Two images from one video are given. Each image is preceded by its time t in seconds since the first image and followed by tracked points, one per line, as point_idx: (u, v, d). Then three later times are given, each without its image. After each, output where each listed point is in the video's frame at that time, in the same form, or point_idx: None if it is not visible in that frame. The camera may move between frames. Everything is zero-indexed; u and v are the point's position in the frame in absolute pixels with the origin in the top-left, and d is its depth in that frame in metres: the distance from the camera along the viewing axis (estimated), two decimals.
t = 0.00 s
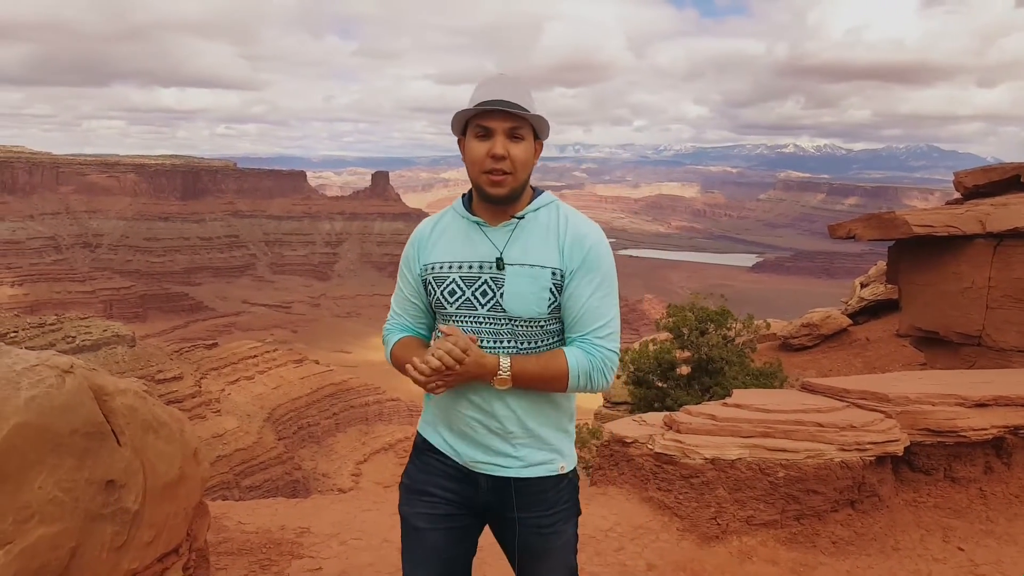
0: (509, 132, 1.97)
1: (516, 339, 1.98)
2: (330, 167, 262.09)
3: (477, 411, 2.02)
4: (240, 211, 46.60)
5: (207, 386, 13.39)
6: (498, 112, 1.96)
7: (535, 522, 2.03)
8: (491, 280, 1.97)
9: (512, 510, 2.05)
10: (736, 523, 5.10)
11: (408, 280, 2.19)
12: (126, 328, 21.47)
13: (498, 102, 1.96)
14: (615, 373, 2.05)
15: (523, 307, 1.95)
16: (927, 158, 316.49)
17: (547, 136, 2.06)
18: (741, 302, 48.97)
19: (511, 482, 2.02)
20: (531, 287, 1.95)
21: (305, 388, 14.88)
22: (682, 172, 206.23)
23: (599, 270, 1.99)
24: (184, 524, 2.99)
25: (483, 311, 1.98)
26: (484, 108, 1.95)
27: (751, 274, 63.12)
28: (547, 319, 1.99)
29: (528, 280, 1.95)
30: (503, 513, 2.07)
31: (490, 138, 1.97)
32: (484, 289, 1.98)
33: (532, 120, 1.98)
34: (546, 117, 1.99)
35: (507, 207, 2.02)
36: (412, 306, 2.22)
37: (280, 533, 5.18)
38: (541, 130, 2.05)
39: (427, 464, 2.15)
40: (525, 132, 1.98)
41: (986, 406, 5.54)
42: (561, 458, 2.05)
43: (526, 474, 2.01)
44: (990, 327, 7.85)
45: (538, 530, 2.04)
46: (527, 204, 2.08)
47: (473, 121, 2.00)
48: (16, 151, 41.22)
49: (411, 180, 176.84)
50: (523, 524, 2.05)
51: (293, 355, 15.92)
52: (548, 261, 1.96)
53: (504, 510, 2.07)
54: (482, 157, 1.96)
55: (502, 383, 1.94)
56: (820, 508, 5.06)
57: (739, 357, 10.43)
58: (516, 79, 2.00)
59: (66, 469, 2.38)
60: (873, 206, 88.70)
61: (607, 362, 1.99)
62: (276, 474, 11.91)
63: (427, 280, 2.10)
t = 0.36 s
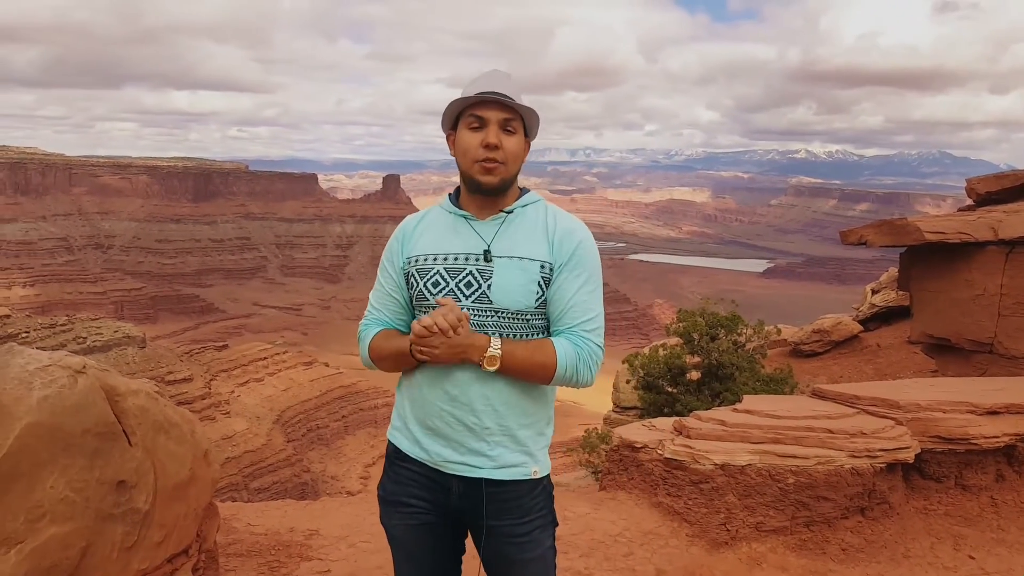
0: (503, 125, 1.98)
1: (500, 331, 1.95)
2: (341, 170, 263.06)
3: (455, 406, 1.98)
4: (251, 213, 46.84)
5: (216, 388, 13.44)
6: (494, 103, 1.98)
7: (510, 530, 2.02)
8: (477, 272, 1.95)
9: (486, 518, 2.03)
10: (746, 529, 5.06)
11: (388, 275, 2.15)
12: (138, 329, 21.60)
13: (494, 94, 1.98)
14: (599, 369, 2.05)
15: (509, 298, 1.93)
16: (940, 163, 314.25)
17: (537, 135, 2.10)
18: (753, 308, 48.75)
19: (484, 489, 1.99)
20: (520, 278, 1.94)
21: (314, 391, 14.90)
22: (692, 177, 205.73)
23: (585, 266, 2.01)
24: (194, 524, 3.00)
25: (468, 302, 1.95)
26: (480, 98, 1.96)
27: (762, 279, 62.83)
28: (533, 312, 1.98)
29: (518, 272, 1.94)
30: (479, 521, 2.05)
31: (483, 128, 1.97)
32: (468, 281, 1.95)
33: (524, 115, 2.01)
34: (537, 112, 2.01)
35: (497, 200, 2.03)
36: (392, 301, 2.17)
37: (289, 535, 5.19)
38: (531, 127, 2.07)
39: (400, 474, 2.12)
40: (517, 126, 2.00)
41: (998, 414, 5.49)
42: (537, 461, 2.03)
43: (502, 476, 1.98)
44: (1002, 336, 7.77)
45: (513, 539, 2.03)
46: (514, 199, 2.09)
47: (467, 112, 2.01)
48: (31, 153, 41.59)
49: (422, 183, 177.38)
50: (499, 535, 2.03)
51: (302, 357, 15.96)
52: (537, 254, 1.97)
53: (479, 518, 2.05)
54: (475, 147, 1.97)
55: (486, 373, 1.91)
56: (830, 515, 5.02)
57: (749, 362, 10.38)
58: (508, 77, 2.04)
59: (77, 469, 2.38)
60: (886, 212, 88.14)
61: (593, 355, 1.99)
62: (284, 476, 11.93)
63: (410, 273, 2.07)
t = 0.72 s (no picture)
0: (507, 135, 1.98)
1: (497, 341, 1.95)
2: (350, 176, 264.03)
3: (452, 414, 1.98)
4: (260, 218, 47.09)
5: (224, 392, 13.49)
6: (497, 113, 1.97)
7: (508, 537, 2.02)
8: (476, 281, 1.94)
9: (484, 524, 2.04)
10: (755, 536, 5.03)
11: (388, 279, 2.15)
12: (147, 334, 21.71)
13: (497, 102, 1.97)
14: (597, 380, 2.04)
15: (508, 309, 1.93)
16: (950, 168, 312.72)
17: (539, 145, 2.09)
18: (761, 313, 48.63)
19: (481, 497, 2.00)
20: (518, 289, 1.93)
21: (322, 396, 14.93)
22: (700, 182, 205.54)
23: (582, 276, 1.99)
24: (202, 530, 3.01)
25: (466, 312, 1.95)
26: (484, 107, 1.95)
27: (770, 285, 62.67)
28: (531, 323, 1.98)
29: (515, 283, 1.93)
30: (477, 527, 2.06)
31: (487, 137, 1.97)
32: (467, 289, 1.95)
33: (527, 125, 2.00)
34: (540, 124, 2.01)
35: (498, 209, 2.02)
36: (391, 306, 2.18)
37: (297, 541, 5.19)
38: (534, 137, 2.06)
39: (399, 479, 2.14)
40: (521, 136, 2.00)
41: (1007, 420, 5.43)
42: (535, 468, 2.02)
43: (499, 484, 1.98)
44: (1011, 341, 7.75)
45: (511, 545, 2.03)
46: (515, 207, 2.09)
47: (469, 120, 2.01)
48: (42, 159, 41.98)
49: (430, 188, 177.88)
50: (497, 540, 2.03)
51: (310, 362, 15.99)
52: (536, 264, 1.96)
53: (477, 525, 2.06)
54: (477, 155, 1.96)
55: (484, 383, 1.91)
56: (839, 522, 4.98)
57: (758, 368, 10.33)
58: (513, 85, 2.03)
59: (87, 475, 2.39)
60: (895, 218, 87.80)
61: (590, 368, 1.98)
62: (292, 481, 11.95)
63: (410, 280, 2.07)
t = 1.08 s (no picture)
0: (522, 137, 2.00)
1: (523, 347, 1.95)
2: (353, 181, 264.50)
3: (482, 419, 1.99)
4: (263, 224, 47.23)
5: (228, 398, 13.51)
6: (511, 116, 2.00)
7: (542, 535, 2.02)
8: (500, 287, 1.95)
9: (518, 524, 2.04)
10: (759, 541, 5.01)
11: (411, 288, 2.16)
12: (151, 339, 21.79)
13: (510, 108, 2.00)
14: (625, 381, 2.04)
15: (532, 314, 1.93)
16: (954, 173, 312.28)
17: (555, 146, 2.11)
18: (764, 319, 48.56)
19: (515, 497, 2.01)
20: (542, 294, 1.94)
21: (326, 401, 14.93)
22: (704, 188, 205.66)
23: (605, 279, 1.99)
24: (207, 534, 3.01)
25: (493, 318, 1.95)
26: (499, 111, 1.98)
27: (774, 290, 62.62)
28: (556, 327, 1.97)
29: (539, 288, 1.94)
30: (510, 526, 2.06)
31: (503, 140, 2.00)
32: (492, 297, 1.95)
33: (542, 126, 2.03)
34: (555, 124, 2.03)
35: (517, 212, 2.04)
36: (415, 313, 2.19)
37: (301, 546, 5.19)
38: (549, 138, 2.08)
39: (431, 479, 2.13)
40: (536, 139, 2.02)
41: (1012, 425, 5.41)
42: (566, 468, 2.04)
43: (533, 485, 1.99)
44: (1015, 347, 7.68)
45: (545, 543, 2.03)
46: (534, 212, 2.10)
47: (485, 126, 2.03)
48: (48, 164, 42.20)
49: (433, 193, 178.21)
50: (531, 539, 2.03)
51: (314, 367, 16.01)
52: (559, 268, 1.96)
53: (510, 524, 2.05)
54: (495, 158, 1.99)
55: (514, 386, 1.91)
56: (843, 527, 4.97)
57: (762, 374, 10.30)
58: (526, 89, 2.06)
59: (92, 479, 2.40)
60: (899, 223, 87.74)
61: (618, 370, 1.98)
62: (295, 487, 11.95)
63: (433, 288, 2.08)
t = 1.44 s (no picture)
0: (565, 145, 2.03)
1: (576, 353, 2.01)
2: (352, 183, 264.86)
3: (536, 423, 2.04)
4: (260, 226, 47.17)
5: (225, 401, 13.48)
6: (554, 126, 2.02)
7: (586, 530, 2.09)
8: (550, 295, 2.00)
9: (562, 520, 2.11)
10: (756, 541, 5.00)
11: (453, 297, 2.16)
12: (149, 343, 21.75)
13: (552, 116, 2.02)
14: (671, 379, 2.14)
15: (584, 319, 2.00)
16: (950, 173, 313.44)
17: (592, 150, 2.15)
18: (762, 319, 48.57)
19: (564, 495, 2.07)
20: (592, 299, 2.00)
21: (323, 404, 14.88)
22: (702, 189, 206.01)
23: (652, 281, 2.08)
24: (202, 539, 2.99)
25: (544, 325, 2.00)
26: (541, 121, 2.00)
27: (772, 290, 62.73)
28: (605, 330, 2.04)
29: (590, 293, 2.00)
30: (553, 522, 2.12)
31: (547, 149, 2.02)
32: (542, 304, 2.00)
33: (582, 133, 2.06)
34: (594, 130, 2.08)
35: (560, 219, 2.07)
36: (458, 321, 2.19)
37: (298, 550, 5.16)
38: (587, 142, 2.12)
39: (477, 480, 2.17)
40: (577, 145, 2.05)
41: (1007, 425, 5.41)
42: (610, 466, 2.13)
43: (582, 483, 2.06)
44: (1010, 347, 7.73)
45: (589, 538, 2.10)
46: (576, 218, 2.14)
47: (526, 137, 2.05)
48: (44, 167, 42.11)
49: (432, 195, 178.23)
50: (572, 533, 2.10)
51: (311, 370, 15.96)
52: (607, 274, 2.03)
53: (553, 521, 2.12)
54: (540, 168, 2.01)
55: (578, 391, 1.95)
56: (840, 526, 4.96)
57: (760, 374, 10.28)
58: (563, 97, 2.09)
59: (86, 484, 2.38)
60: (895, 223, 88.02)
61: (670, 368, 2.07)
62: (293, 490, 11.94)
63: (478, 297, 2.10)
